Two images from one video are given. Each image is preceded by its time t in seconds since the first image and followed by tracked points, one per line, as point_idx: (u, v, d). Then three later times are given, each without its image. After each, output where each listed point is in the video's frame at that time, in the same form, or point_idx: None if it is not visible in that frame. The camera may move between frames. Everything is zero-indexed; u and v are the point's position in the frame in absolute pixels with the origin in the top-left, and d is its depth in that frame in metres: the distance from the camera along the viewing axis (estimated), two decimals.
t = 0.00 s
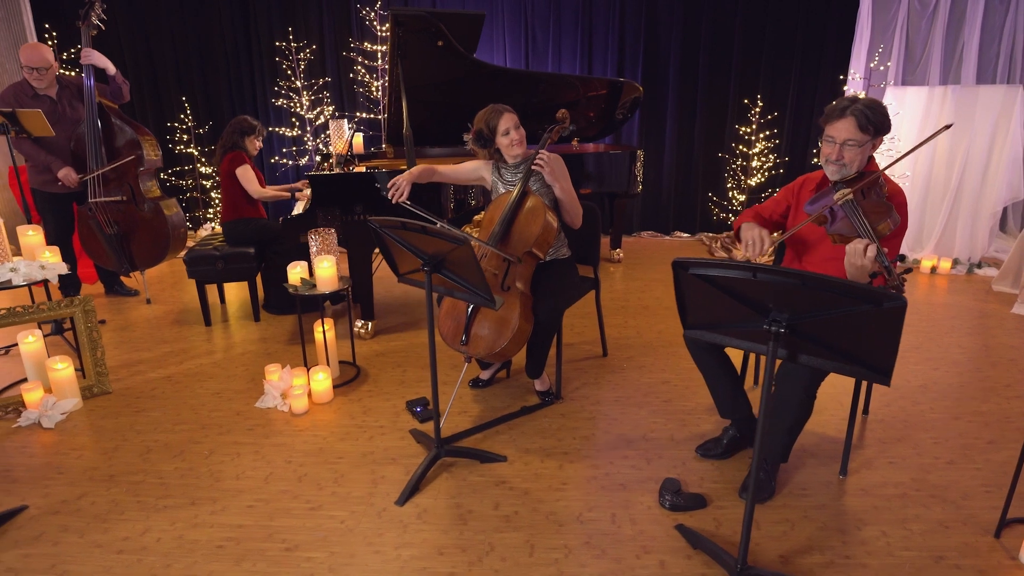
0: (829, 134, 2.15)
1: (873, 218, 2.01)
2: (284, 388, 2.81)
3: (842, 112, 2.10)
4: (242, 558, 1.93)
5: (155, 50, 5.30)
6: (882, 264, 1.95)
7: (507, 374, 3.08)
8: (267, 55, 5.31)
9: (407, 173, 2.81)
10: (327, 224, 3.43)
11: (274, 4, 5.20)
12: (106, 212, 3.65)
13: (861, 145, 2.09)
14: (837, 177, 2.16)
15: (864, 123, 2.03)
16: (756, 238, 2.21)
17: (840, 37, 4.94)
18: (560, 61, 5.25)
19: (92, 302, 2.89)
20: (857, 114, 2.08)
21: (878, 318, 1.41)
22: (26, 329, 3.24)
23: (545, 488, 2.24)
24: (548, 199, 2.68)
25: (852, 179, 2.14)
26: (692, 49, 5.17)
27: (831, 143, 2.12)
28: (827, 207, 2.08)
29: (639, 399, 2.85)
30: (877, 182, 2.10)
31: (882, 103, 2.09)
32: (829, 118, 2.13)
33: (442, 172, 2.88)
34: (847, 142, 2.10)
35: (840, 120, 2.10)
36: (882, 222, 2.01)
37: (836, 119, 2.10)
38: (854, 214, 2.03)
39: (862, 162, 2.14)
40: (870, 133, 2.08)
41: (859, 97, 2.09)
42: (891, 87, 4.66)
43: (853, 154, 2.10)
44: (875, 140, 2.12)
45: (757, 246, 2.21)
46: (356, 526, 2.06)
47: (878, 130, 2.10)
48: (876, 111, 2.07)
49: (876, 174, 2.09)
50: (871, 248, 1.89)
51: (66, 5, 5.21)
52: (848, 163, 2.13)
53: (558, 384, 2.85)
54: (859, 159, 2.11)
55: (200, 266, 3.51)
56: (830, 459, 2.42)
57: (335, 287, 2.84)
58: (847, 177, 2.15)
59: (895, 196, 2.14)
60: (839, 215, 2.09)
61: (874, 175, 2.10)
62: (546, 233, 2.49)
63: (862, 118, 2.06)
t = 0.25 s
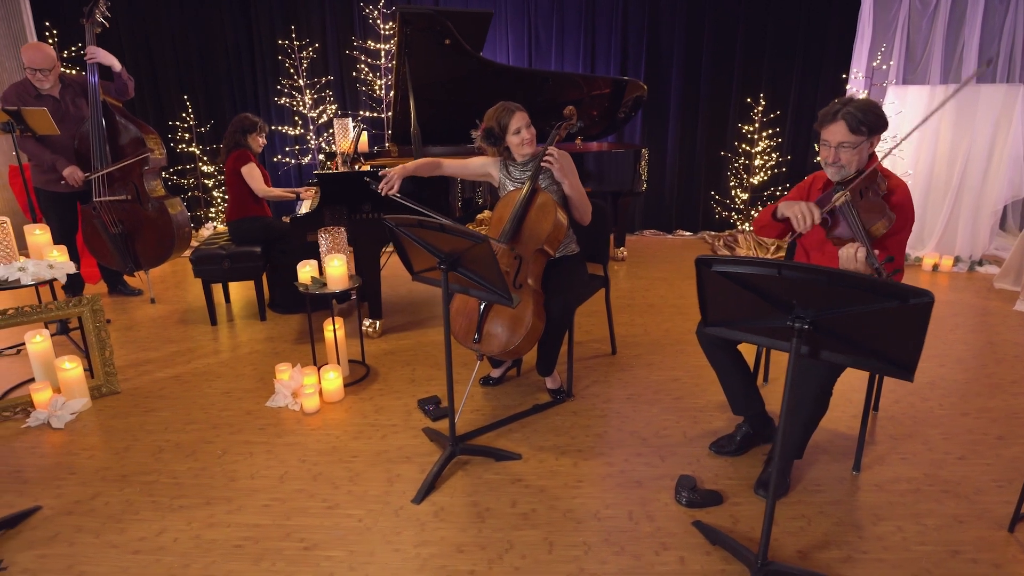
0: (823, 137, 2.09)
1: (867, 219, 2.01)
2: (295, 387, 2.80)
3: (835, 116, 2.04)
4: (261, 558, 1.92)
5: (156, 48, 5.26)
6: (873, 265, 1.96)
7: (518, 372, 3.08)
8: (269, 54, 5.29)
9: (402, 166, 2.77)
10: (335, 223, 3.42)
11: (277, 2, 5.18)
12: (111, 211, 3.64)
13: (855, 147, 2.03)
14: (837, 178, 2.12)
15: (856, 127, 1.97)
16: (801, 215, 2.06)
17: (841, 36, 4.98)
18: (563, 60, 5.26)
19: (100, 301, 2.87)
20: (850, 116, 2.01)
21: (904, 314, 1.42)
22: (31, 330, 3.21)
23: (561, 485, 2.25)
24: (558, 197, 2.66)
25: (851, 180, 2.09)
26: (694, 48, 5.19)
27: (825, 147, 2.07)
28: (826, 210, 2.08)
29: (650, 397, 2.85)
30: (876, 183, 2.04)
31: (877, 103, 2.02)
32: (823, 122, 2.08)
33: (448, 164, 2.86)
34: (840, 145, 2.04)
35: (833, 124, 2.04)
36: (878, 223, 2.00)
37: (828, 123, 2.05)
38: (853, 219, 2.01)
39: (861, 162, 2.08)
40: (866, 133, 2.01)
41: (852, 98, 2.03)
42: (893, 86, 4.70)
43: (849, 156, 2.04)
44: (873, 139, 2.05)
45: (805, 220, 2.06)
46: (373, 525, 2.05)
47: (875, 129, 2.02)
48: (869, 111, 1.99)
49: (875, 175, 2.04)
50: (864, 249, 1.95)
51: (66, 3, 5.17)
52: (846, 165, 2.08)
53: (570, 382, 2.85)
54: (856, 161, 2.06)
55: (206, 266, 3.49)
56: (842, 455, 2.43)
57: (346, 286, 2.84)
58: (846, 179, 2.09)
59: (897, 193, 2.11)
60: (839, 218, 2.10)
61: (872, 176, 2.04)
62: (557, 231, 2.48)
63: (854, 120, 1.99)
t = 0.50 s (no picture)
0: (831, 137, 2.01)
1: (872, 220, 1.92)
2: (305, 387, 2.77)
3: (841, 115, 1.97)
4: (278, 560, 1.90)
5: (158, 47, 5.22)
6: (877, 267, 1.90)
7: (528, 372, 3.07)
8: (272, 53, 5.27)
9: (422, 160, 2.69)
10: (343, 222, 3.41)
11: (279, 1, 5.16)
12: (117, 211, 3.62)
13: (863, 146, 1.95)
14: (846, 178, 2.03)
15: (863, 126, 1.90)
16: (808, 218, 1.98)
17: (845, 35, 4.98)
18: (567, 59, 5.25)
19: (108, 301, 2.84)
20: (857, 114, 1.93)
21: (933, 313, 1.41)
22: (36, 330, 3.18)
23: (577, 485, 2.23)
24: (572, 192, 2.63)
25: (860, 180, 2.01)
26: (698, 47, 5.19)
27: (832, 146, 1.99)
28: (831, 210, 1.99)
29: (662, 396, 2.85)
30: (883, 182, 1.98)
31: (885, 102, 1.95)
32: (829, 122, 2.00)
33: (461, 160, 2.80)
34: (849, 144, 1.96)
35: (839, 123, 1.97)
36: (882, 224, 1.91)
37: (835, 122, 1.97)
38: (858, 222, 1.94)
39: (870, 162, 2.00)
40: (873, 132, 1.93)
41: (860, 97, 1.95)
42: (897, 85, 4.73)
43: (858, 155, 1.97)
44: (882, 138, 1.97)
45: (811, 226, 1.98)
46: (390, 526, 2.04)
47: (884, 128, 1.94)
48: (878, 109, 1.91)
49: (881, 174, 1.98)
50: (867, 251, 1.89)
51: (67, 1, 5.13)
52: (854, 165, 2.00)
53: (582, 381, 2.84)
54: (864, 160, 1.98)
55: (213, 266, 3.46)
56: (858, 454, 2.43)
57: (357, 286, 2.82)
58: (854, 179, 2.01)
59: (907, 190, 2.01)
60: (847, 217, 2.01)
61: (879, 175, 1.98)
62: (573, 231, 2.46)
63: (860, 118, 1.91)
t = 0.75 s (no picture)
0: (852, 130, 1.97)
1: (894, 208, 1.80)
2: (316, 389, 2.75)
3: (864, 109, 1.93)
4: (295, 565, 1.87)
5: (159, 46, 5.18)
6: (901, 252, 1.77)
7: (539, 374, 3.04)
8: (276, 52, 5.25)
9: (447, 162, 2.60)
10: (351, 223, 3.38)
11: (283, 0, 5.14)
12: (123, 211, 3.58)
13: (884, 140, 1.90)
14: (865, 173, 1.97)
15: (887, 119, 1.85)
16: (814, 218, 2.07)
17: (850, 35, 4.98)
18: (572, 59, 5.24)
19: (115, 303, 2.81)
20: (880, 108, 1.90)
21: (966, 315, 1.39)
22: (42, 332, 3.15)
23: (594, 488, 2.21)
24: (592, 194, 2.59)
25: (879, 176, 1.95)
26: (703, 46, 5.18)
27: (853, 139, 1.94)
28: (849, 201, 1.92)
29: (675, 397, 2.83)
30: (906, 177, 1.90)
31: (908, 99, 1.92)
32: (850, 116, 1.96)
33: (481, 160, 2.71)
34: (870, 137, 1.91)
35: (861, 116, 1.92)
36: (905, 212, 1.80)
37: (856, 115, 1.93)
38: (878, 209, 1.81)
39: (891, 158, 1.94)
40: (896, 127, 1.88)
41: (882, 93, 1.92)
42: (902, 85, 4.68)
43: (879, 149, 1.91)
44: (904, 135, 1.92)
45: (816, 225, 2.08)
46: (407, 530, 2.01)
47: (906, 124, 1.90)
48: (901, 104, 1.88)
49: (903, 169, 1.90)
50: (890, 234, 1.76)
51: None
52: (874, 159, 1.94)
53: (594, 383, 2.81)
54: (884, 155, 1.93)
55: (219, 266, 3.43)
56: (874, 456, 2.41)
57: (367, 287, 2.79)
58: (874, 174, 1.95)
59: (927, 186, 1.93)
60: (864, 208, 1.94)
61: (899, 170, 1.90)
62: (594, 235, 2.42)
63: (884, 112, 1.87)
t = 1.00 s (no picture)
0: (876, 128, 1.95)
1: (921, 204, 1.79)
2: (326, 392, 2.71)
3: (888, 106, 1.91)
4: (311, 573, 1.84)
5: (162, 45, 5.14)
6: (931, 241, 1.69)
7: (551, 376, 3.02)
8: (280, 52, 5.22)
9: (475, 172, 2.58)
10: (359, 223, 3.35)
11: None
12: (128, 212, 3.55)
13: (911, 137, 1.88)
14: (887, 172, 1.96)
15: (914, 115, 1.84)
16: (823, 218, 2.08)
17: (857, 35, 4.97)
18: (578, 59, 5.22)
19: (122, 305, 2.78)
20: (907, 106, 1.89)
21: (1000, 318, 1.38)
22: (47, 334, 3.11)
23: (611, 492, 2.19)
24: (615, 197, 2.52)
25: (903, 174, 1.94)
26: (709, 46, 5.16)
27: (879, 136, 1.92)
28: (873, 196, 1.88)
29: (689, 400, 2.81)
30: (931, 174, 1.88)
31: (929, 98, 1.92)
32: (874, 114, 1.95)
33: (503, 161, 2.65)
34: (897, 134, 1.89)
35: (887, 113, 1.90)
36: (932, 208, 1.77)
37: (881, 112, 1.91)
38: (903, 204, 1.80)
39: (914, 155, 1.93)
40: (921, 124, 1.88)
41: (904, 91, 1.92)
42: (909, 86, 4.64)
43: (905, 146, 1.90)
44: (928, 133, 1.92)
45: (826, 225, 2.07)
46: (424, 536, 1.98)
47: (931, 121, 1.90)
48: (925, 102, 1.88)
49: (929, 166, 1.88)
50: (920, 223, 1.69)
51: None
52: (899, 157, 1.92)
53: (607, 385, 2.78)
54: (909, 152, 1.91)
55: (225, 268, 3.40)
56: (892, 459, 2.39)
57: (377, 289, 2.76)
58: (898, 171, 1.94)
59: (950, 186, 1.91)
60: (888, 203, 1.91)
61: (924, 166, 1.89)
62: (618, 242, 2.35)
63: (911, 109, 1.86)
